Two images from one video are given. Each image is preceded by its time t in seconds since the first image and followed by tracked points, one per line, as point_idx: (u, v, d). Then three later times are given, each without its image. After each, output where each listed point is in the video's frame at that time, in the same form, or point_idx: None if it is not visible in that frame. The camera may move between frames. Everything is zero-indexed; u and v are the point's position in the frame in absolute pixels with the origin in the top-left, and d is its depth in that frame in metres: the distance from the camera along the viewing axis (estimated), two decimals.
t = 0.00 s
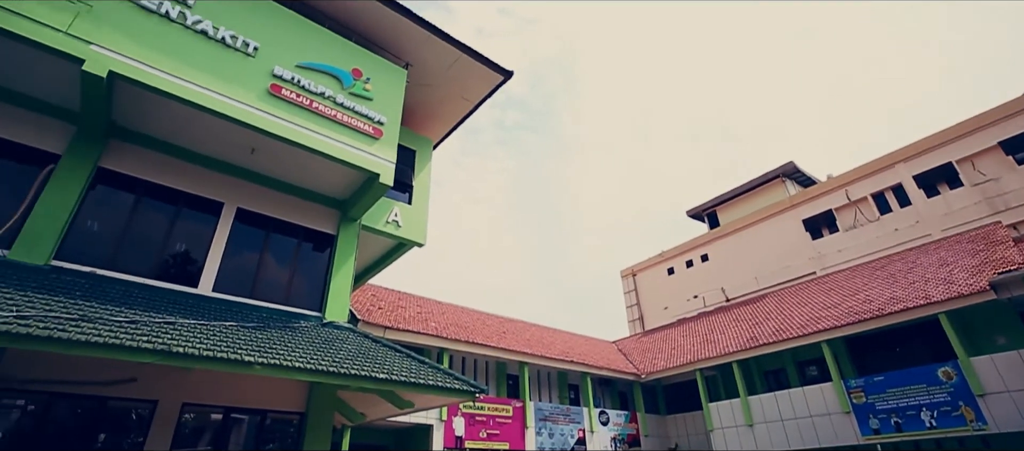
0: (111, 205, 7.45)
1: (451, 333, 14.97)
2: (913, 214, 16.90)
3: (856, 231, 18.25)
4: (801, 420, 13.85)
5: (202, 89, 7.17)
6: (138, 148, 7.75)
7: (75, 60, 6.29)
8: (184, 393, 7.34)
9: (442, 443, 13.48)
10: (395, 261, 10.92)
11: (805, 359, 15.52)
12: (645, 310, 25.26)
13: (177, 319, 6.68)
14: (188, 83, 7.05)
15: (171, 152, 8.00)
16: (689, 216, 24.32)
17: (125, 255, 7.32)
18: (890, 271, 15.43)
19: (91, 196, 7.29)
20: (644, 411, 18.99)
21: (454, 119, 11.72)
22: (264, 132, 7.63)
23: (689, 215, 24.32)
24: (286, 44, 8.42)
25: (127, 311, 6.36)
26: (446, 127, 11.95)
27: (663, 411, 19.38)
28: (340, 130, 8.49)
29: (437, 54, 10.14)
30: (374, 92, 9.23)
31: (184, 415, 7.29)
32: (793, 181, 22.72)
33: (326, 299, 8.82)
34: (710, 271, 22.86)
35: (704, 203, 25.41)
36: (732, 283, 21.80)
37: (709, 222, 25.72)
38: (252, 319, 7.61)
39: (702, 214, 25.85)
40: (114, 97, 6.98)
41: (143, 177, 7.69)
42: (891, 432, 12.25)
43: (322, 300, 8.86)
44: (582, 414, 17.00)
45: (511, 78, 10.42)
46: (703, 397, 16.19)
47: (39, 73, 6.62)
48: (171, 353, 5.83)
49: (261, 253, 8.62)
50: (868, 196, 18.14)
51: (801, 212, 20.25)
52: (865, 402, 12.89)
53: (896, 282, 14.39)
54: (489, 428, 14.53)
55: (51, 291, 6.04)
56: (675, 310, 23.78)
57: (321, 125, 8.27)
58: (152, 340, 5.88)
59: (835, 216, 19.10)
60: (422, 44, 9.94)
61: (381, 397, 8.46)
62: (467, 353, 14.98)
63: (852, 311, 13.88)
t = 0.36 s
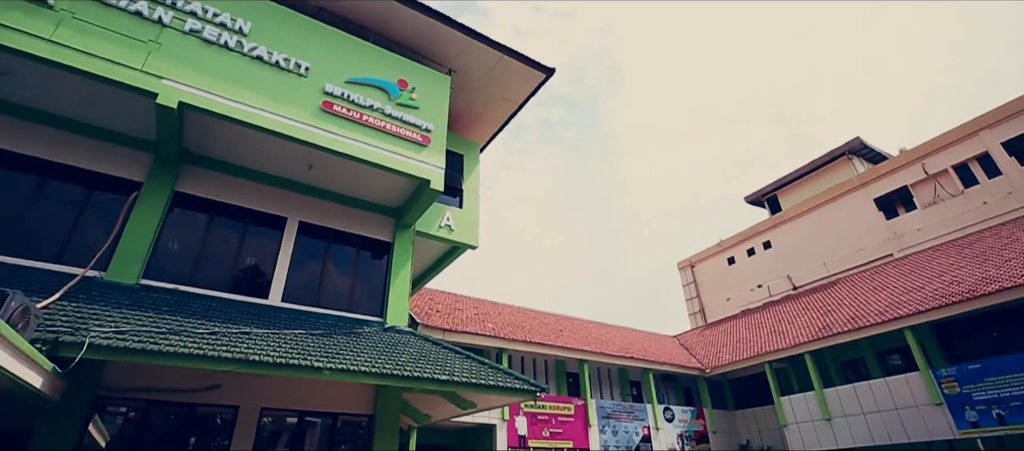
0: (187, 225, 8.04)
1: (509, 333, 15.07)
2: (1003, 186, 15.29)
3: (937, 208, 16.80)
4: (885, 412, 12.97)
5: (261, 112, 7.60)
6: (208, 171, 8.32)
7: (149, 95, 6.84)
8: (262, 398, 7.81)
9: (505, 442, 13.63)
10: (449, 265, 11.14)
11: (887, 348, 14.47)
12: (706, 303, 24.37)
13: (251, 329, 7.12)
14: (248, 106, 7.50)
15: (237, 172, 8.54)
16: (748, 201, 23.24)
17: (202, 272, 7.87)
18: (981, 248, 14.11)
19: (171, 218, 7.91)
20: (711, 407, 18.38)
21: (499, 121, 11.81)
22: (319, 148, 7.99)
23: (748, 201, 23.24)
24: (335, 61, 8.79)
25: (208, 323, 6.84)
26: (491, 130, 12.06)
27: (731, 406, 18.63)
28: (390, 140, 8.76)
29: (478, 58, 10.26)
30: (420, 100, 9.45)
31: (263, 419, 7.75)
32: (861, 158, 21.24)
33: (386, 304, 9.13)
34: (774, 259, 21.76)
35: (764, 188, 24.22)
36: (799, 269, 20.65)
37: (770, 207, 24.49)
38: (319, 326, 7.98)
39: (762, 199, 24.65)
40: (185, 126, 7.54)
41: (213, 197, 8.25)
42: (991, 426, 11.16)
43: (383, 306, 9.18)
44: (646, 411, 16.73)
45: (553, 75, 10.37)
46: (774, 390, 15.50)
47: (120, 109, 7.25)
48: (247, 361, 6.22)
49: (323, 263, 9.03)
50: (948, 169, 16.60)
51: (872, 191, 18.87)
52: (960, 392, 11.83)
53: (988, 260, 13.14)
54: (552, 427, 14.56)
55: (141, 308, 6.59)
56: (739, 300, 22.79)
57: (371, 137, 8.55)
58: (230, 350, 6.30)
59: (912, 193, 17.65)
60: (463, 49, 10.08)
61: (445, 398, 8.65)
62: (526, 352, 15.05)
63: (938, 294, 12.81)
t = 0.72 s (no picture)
0: (259, 241, 8.56)
1: (569, 331, 14.99)
2: None
3: None
4: (989, 403, 11.81)
5: (319, 129, 7.97)
6: (273, 189, 8.82)
7: (218, 122, 7.35)
8: (336, 402, 8.19)
9: (572, 440, 13.60)
10: (505, 266, 11.24)
11: (988, 332, 13.16)
12: (776, 291, 23.13)
13: (323, 336, 7.48)
14: (306, 125, 7.89)
15: (300, 188, 9.00)
16: (815, 181, 21.75)
17: (275, 284, 8.36)
18: None
19: (244, 236, 8.46)
20: (787, 400, 17.46)
21: (546, 118, 11.78)
22: (375, 159, 8.29)
23: (815, 181, 21.75)
24: (384, 75, 9.08)
25: (283, 332, 7.27)
26: (539, 128, 12.04)
27: (810, 399, 17.60)
28: (440, 146, 8.94)
29: (521, 58, 10.27)
30: (467, 105, 9.59)
31: (338, 422, 8.13)
32: (941, 126, 19.41)
33: (446, 307, 9.33)
34: (848, 241, 20.26)
35: (833, 165, 22.67)
36: (878, 251, 19.11)
37: (840, 186, 22.89)
38: (385, 331, 8.28)
39: (831, 178, 23.09)
40: (252, 148, 8.04)
41: (280, 213, 8.74)
42: None
43: (444, 309, 9.39)
44: (716, 406, 16.16)
45: (598, 68, 10.22)
46: (856, 381, 14.56)
47: (194, 138, 7.83)
48: (321, 367, 6.55)
49: (385, 270, 9.35)
50: None
51: (958, 161, 17.08)
52: None
53: None
54: (618, 424, 14.34)
55: (224, 320, 7.09)
56: (811, 287, 21.44)
57: (422, 145, 8.76)
58: (304, 357, 6.65)
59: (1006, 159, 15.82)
60: (506, 50, 10.12)
61: (509, 398, 8.73)
62: (587, 350, 14.91)
63: None
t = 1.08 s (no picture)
0: (321, 252, 8.96)
1: (628, 326, 14.74)
2: None
3: None
4: None
5: (370, 140, 8.25)
6: (331, 201, 9.22)
7: (278, 141, 7.76)
8: (401, 403, 8.45)
9: (636, 438, 13.39)
10: (558, 264, 11.19)
11: None
12: (849, 277, 21.65)
13: (385, 340, 7.74)
14: (358, 138, 8.19)
15: (356, 199, 9.35)
16: (886, 155, 20.09)
17: (337, 292, 8.73)
18: None
19: (307, 247, 8.90)
20: (868, 392, 16.35)
21: (591, 113, 11.63)
22: (424, 166, 8.48)
23: (886, 155, 20.10)
24: (428, 83, 9.28)
25: (349, 338, 7.58)
26: (585, 123, 11.91)
27: (893, 391, 16.36)
28: (487, 149, 9.03)
29: (563, 53, 10.19)
30: (511, 105, 9.64)
31: (404, 423, 8.38)
32: None
33: (502, 307, 9.42)
34: (927, 219, 18.46)
35: (906, 138, 20.95)
36: (964, 228, 17.25)
37: (916, 159, 21.14)
38: (444, 334, 8.46)
39: (905, 152, 21.37)
40: (309, 163, 8.43)
41: (338, 224, 9.12)
42: None
43: (500, 309, 9.48)
44: (789, 399, 15.39)
45: (642, 56, 9.98)
46: (946, 370, 13.62)
47: (257, 158, 8.31)
48: (385, 370, 6.77)
49: (441, 273, 9.54)
50: None
51: None
52: None
53: None
54: (684, 421, 13.99)
55: (293, 329, 7.49)
56: (889, 271, 19.84)
57: (470, 148, 8.88)
58: (368, 361, 6.91)
59: None
60: (546, 47, 10.08)
61: (571, 397, 8.68)
62: (647, 346, 14.61)
63: None
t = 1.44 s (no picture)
0: (346, 256, 9.10)
1: (654, 324, 14.58)
2: None
3: None
4: None
5: (391, 144, 8.35)
6: (355, 205, 9.36)
7: (302, 148, 7.92)
8: (428, 404, 8.52)
9: (665, 437, 13.24)
10: (581, 262, 11.15)
11: None
12: (883, 269, 20.97)
13: (411, 341, 7.82)
14: (379, 142, 8.30)
15: (379, 202, 9.47)
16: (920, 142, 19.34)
17: (363, 295, 8.86)
18: None
19: (332, 251, 9.05)
20: (906, 387, 15.85)
21: (611, 109, 11.53)
22: (445, 168, 8.53)
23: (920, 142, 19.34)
24: (447, 85, 9.34)
25: (375, 340, 7.69)
26: (605, 119, 11.82)
27: (933, 386, 15.78)
28: (507, 148, 9.04)
29: (580, 50, 10.13)
30: (530, 105, 9.62)
31: (431, 423, 8.45)
32: None
33: (526, 307, 9.41)
34: (965, 207, 17.74)
35: (940, 123, 20.18)
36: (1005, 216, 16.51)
37: (952, 145, 20.35)
38: (469, 334, 8.49)
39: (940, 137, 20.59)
40: (333, 168, 8.57)
41: (362, 228, 9.25)
42: None
43: (524, 308, 9.48)
44: (822, 396, 15.00)
45: (661, 50, 9.84)
46: (990, 363, 13.18)
47: (283, 164, 8.49)
48: (411, 371, 6.85)
49: (464, 274, 9.59)
50: None
51: None
52: None
53: None
54: (714, 419, 13.77)
55: (321, 331, 7.63)
56: (925, 262, 19.17)
57: (490, 149, 8.90)
58: (395, 362, 6.99)
59: None
60: (563, 45, 10.03)
61: (598, 396, 8.61)
62: (674, 343, 14.43)
63: None
